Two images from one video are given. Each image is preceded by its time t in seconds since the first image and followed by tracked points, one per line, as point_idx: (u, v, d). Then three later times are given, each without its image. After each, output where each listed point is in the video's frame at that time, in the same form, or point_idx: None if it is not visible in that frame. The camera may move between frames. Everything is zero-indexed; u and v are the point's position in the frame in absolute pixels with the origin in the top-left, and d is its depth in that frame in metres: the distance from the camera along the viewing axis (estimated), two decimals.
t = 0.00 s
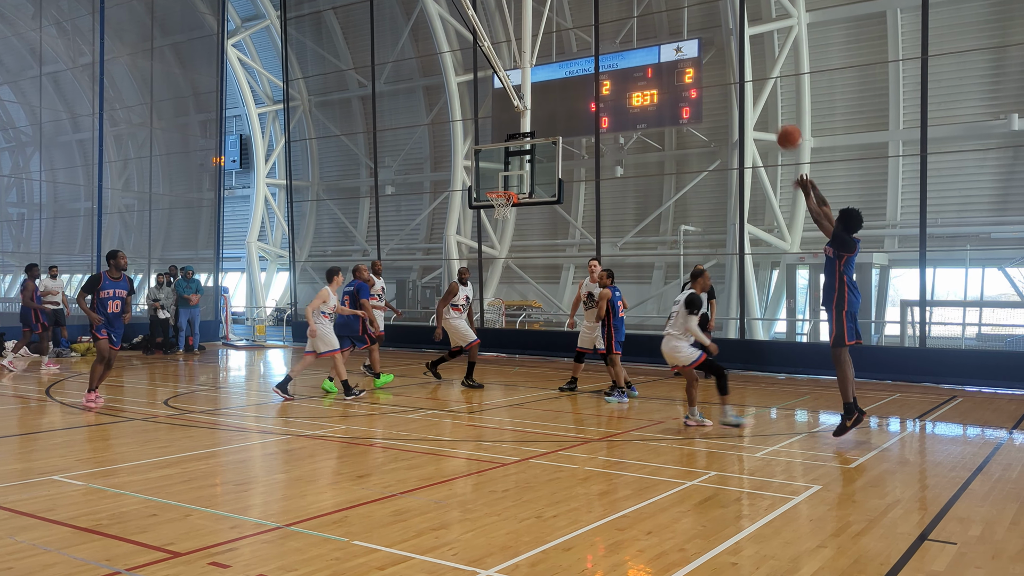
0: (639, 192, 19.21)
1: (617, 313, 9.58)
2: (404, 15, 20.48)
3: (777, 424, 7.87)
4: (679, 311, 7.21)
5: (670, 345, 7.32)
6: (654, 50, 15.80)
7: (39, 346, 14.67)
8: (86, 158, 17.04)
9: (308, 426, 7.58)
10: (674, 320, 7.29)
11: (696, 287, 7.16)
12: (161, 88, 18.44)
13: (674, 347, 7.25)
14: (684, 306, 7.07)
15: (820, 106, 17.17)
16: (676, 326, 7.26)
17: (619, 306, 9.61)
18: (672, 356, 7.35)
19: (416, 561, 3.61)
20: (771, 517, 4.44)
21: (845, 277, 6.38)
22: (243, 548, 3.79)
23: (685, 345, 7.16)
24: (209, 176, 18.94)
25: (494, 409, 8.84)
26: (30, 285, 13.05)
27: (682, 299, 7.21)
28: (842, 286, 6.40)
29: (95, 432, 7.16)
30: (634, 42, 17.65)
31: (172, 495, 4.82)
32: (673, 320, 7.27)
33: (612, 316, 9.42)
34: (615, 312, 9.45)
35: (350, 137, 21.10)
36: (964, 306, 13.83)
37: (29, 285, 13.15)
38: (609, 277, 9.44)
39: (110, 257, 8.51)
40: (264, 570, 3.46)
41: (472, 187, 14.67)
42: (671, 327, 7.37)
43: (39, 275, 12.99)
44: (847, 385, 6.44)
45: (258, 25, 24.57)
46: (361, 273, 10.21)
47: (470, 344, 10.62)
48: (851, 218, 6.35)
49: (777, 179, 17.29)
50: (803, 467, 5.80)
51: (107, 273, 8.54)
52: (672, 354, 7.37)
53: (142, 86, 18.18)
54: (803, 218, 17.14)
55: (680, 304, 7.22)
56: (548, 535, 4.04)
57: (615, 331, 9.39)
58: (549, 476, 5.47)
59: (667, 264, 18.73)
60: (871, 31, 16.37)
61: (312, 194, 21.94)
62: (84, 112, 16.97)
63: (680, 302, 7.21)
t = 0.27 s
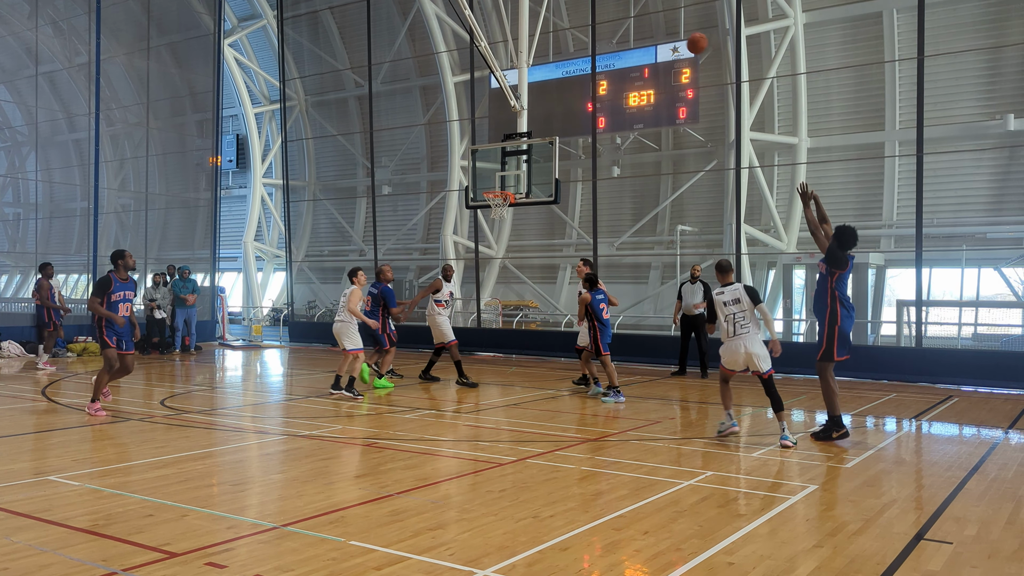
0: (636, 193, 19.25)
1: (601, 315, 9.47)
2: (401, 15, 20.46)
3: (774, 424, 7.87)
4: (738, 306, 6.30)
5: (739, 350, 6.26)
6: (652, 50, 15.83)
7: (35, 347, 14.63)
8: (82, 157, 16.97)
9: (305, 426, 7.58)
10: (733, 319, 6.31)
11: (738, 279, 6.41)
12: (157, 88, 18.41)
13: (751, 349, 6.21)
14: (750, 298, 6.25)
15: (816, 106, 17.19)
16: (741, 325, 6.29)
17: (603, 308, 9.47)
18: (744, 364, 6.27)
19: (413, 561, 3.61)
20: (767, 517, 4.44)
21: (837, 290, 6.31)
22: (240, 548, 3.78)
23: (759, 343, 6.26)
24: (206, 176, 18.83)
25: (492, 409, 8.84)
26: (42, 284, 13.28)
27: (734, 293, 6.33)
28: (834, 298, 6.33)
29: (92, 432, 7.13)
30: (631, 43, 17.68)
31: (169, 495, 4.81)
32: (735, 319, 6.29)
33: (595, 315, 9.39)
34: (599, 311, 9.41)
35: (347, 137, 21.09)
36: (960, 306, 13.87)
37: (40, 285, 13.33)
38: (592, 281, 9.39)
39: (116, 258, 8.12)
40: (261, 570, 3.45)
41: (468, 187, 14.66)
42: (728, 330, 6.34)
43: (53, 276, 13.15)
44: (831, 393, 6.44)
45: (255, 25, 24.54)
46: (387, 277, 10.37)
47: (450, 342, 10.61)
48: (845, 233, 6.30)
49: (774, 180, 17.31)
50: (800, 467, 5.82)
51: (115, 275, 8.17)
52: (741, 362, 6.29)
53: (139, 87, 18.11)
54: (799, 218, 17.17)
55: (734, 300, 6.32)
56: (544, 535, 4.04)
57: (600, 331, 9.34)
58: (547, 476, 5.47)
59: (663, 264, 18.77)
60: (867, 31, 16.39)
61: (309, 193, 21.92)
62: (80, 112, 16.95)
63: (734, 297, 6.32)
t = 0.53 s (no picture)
0: (634, 193, 19.27)
1: (582, 313, 9.53)
2: (398, 15, 20.46)
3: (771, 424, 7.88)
4: (758, 301, 5.86)
5: (763, 346, 5.79)
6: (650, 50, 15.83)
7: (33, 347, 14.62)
8: (79, 157, 16.95)
9: (302, 426, 7.58)
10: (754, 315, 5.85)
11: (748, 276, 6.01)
12: (155, 88, 18.38)
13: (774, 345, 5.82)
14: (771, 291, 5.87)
15: (813, 106, 17.22)
16: (760, 321, 5.85)
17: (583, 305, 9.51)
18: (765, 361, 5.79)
19: (411, 561, 3.60)
20: (765, 517, 4.45)
21: (835, 300, 6.24)
22: (238, 548, 3.78)
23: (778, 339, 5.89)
24: (203, 176, 18.76)
25: (489, 409, 8.84)
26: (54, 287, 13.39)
27: (753, 288, 5.89)
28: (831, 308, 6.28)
29: (89, 433, 7.12)
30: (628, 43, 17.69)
31: (166, 495, 4.81)
32: (757, 315, 5.83)
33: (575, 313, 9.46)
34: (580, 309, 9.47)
35: (344, 138, 21.06)
36: (957, 306, 13.89)
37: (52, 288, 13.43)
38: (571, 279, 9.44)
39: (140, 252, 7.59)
40: (258, 571, 3.45)
41: (466, 187, 14.66)
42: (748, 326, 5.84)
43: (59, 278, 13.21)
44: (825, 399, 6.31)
45: (252, 25, 24.51)
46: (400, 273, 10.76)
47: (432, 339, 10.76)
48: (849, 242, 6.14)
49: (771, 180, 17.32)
50: (797, 467, 5.82)
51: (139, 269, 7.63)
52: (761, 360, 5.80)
53: (136, 86, 18.11)
54: (797, 219, 17.18)
55: (753, 294, 5.87)
56: (542, 535, 4.04)
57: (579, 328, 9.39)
58: (544, 476, 5.48)
59: (661, 264, 18.80)
60: (865, 31, 16.41)
61: (306, 193, 21.90)
62: (77, 112, 16.95)
63: (754, 291, 5.87)
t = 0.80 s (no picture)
0: (633, 193, 19.30)
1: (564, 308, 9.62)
2: (397, 15, 20.47)
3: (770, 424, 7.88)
4: (762, 289, 5.57)
5: (760, 339, 5.52)
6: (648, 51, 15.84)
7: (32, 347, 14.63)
8: (78, 157, 16.94)
9: (301, 426, 7.57)
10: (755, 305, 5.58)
11: (758, 261, 5.72)
12: (154, 88, 18.36)
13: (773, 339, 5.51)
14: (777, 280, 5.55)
15: (812, 106, 17.23)
16: (762, 311, 5.57)
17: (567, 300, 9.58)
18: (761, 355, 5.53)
19: (410, 561, 3.60)
20: (764, 517, 4.45)
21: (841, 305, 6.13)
22: (237, 548, 3.78)
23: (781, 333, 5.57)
24: (202, 176, 18.70)
25: (488, 409, 8.84)
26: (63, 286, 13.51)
27: (758, 275, 5.60)
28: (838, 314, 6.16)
29: (88, 433, 7.11)
30: (628, 43, 17.71)
31: (165, 495, 4.80)
32: (756, 305, 5.55)
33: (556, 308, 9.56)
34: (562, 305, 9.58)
35: (343, 138, 21.06)
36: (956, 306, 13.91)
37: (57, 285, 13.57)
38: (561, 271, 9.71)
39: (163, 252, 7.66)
40: (257, 571, 3.45)
41: (465, 187, 14.65)
42: (747, 316, 5.60)
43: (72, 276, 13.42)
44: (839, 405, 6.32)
45: (251, 25, 24.50)
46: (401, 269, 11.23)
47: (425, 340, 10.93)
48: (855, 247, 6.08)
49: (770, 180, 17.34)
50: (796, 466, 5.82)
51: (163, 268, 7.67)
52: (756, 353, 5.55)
53: (134, 86, 18.10)
54: (796, 219, 17.19)
55: (758, 282, 5.59)
56: (541, 535, 4.04)
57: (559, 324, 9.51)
58: (543, 477, 5.47)
59: (660, 264, 18.84)
60: (864, 31, 16.41)
61: (306, 193, 21.89)
62: (76, 112, 16.94)
63: (758, 279, 5.60)
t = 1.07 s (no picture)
0: (632, 194, 19.32)
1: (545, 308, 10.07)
2: (397, 15, 20.48)
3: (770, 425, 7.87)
4: (763, 298, 5.35)
5: (756, 350, 5.30)
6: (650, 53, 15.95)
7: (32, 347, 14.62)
8: (78, 157, 16.94)
9: (301, 426, 7.58)
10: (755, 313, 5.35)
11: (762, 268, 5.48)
12: (153, 88, 18.36)
13: (770, 350, 5.28)
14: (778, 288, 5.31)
15: (812, 106, 17.23)
16: (761, 321, 5.32)
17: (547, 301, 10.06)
18: (757, 366, 5.31)
19: (410, 561, 3.60)
20: (763, 517, 4.44)
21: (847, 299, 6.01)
22: (237, 548, 3.77)
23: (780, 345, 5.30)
24: (202, 176, 18.70)
25: (488, 409, 8.84)
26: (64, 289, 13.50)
27: (760, 282, 5.39)
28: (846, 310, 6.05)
29: (87, 433, 7.10)
30: (627, 43, 17.72)
31: (165, 495, 4.81)
32: (756, 313, 5.33)
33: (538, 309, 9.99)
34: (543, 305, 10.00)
35: (343, 137, 21.04)
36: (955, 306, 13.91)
37: (58, 285, 13.56)
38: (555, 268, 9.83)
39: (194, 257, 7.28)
40: (257, 571, 3.44)
41: (465, 187, 14.66)
42: (746, 324, 5.37)
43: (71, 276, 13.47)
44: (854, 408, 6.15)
45: (251, 25, 24.49)
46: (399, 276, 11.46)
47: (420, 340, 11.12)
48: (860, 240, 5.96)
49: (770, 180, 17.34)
50: (797, 466, 5.82)
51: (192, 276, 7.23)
52: (751, 363, 5.34)
53: (134, 86, 18.10)
54: (796, 218, 17.19)
55: (758, 290, 5.37)
56: (541, 535, 4.04)
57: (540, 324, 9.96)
58: (543, 477, 5.47)
59: (660, 264, 18.84)
60: (864, 31, 16.41)
61: (305, 193, 21.88)
62: (76, 112, 16.94)
63: (760, 287, 5.38)
